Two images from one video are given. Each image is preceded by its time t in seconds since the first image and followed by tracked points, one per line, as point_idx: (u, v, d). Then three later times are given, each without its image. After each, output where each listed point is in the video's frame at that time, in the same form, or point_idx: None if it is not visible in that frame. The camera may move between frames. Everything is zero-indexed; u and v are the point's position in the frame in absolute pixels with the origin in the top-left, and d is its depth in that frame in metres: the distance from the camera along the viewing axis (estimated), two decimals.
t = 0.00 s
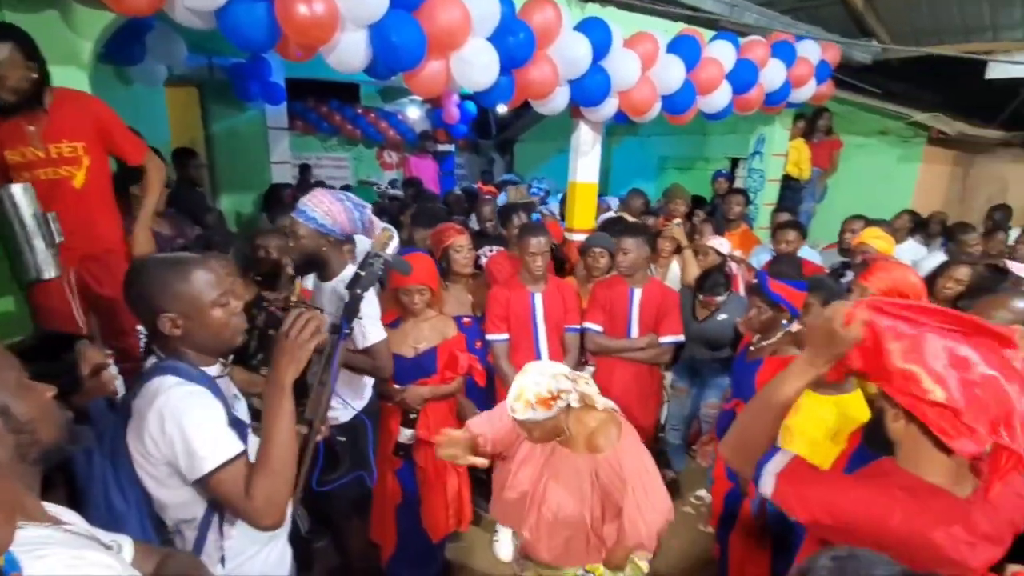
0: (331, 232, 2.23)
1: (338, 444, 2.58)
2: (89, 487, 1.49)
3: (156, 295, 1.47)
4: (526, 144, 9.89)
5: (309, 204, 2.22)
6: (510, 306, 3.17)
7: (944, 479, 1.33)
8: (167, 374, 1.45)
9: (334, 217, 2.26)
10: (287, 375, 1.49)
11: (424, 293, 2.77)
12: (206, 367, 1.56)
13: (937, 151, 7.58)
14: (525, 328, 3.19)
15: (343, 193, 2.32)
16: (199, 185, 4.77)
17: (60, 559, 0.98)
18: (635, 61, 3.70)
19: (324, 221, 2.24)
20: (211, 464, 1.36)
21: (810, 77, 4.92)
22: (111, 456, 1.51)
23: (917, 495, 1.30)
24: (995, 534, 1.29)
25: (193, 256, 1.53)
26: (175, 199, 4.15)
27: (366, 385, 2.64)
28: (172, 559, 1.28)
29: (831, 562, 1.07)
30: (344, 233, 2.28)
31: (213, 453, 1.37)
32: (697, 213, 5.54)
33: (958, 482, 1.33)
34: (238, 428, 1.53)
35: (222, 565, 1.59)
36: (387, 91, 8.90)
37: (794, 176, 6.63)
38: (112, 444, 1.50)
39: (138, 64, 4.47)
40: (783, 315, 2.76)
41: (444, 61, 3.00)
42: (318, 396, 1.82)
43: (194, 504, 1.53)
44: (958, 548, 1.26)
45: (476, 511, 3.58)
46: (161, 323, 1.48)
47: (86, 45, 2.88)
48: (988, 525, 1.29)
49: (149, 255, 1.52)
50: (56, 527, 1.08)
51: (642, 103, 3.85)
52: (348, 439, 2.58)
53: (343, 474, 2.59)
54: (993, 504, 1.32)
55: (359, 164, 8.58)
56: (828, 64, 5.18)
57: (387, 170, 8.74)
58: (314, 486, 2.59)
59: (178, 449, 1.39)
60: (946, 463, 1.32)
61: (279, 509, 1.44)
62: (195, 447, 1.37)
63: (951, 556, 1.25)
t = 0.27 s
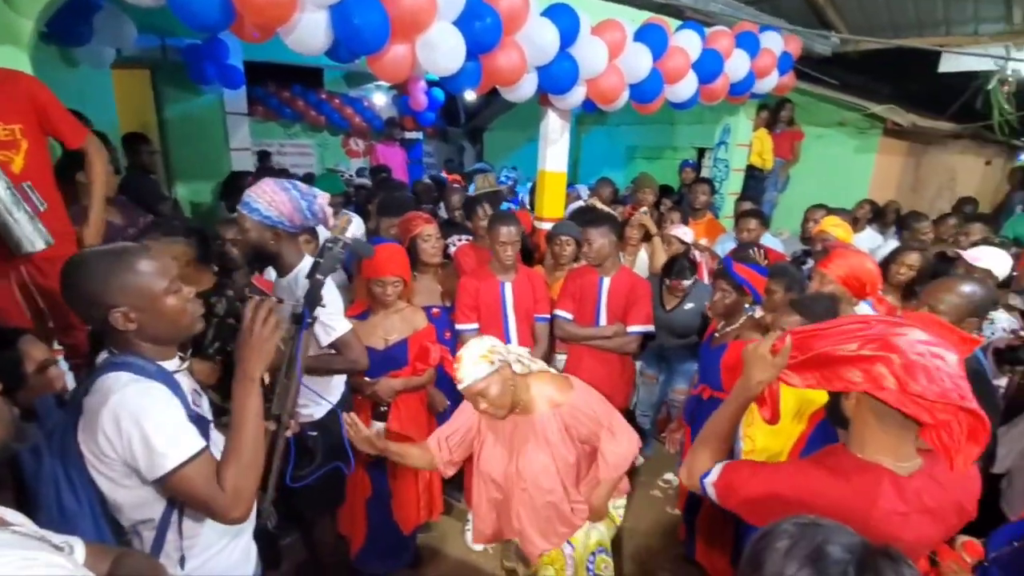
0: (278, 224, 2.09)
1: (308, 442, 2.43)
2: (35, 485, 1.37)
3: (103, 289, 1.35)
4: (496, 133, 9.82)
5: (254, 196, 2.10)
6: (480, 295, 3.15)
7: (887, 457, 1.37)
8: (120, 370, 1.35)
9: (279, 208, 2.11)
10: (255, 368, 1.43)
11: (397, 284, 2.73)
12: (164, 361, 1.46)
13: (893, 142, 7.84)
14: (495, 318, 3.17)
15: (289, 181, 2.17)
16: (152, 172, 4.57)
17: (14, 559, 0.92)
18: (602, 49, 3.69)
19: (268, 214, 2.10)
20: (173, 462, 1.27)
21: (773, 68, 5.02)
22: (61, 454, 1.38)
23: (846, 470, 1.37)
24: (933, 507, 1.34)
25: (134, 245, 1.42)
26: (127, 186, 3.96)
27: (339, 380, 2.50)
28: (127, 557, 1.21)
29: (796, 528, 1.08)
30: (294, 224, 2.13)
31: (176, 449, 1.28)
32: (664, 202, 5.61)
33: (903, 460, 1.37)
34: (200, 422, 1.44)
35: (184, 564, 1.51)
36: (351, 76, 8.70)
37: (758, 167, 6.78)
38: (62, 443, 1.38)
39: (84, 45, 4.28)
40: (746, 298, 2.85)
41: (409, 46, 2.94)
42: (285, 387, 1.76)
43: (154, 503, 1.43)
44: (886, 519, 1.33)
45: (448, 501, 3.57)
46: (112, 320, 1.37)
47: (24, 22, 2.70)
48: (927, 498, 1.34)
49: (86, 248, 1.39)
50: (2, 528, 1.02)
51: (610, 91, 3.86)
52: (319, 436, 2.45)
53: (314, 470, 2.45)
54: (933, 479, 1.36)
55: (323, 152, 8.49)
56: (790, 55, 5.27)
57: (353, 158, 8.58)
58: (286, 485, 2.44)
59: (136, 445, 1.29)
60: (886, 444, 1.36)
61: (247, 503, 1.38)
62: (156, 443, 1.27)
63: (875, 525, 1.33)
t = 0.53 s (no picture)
0: (237, 216, 2.02)
1: (279, 444, 2.35)
2: (1, 486, 1.34)
3: (58, 283, 1.29)
4: (472, 123, 9.73)
5: (212, 187, 2.02)
6: (457, 286, 3.12)
7: (840, 436, 1.41)
8: (83, 366, 1.28)
9: (238, 198, 2.02)
10: (226, 354, 1.41)
11: (374, 276, 2.69)
12: (129, 356, 1.40)
13: (860, 135, 7.97)
14: (472, 309, 3.15)
15: (250, 171, 2.07)
16: (114, 161, 4.41)
17: None
18: (577, 39, 3.67)
19: (227, 205, 2.02)
20: (147, 455, 1.22)
21: (746, 61, 5.07)
22: (22, 451, 1.32)
23: (798, 447, 1.42)
24: (885, 486, 1.37)
25: (85, 236, 1.36)
26: (86, 176, 3.80)
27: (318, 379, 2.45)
28: (89, 558, 1.14)
29: (756, 543, 1.14)
30: (253, 216, 2.05)
31: (150, 442, 1.23)
32: (640, 193, 5.66)
33: (854, 439, 1.41)
34: (171, 416, 1.39)
35: (157, 563, 1.46)
36: (322, 64, 8.53)
37: (731, 158, 6.87)
38: (22, 440, 1.31)
39: (37, 30, 4.09)
40: (723, 287, 2.90)
41: (382, 32, 2.91)
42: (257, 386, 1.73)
43: (124, 503, 1.36)
44: (835, 494, 1.37)
45: (426, 494, 3.57)
46: (70, 314, 1.31)
47: None
48: (879, 477, 1.37)
49: (34, 245, 1.32)
50: None
51: (585, 81, 3.86)
52: (290, 438, 2.37)
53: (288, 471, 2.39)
54: (887, 460, 1.39)
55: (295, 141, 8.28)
56: (762, 48, 5.34)
57: (326, 148, 8.44)
58: (258, 490, 2.37)
59: (105, 442, 1.23)
60: (839, 422, 1.41)
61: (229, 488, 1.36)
62: (127, 437, 1.22)
63: (827, 500, 1.36)
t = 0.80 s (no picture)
0: (218, 209, 1.96)
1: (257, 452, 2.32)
2: None
3: (30, 279, 1.25)
4: (456, 117, 9.67)
5: (190, 179, 1.95)
6: (441, 283, 3.10)
7: (818, 421, 1.43)
8: (61, 365, 1.25)
9: (218, 191, 1.95)
10: (209, 351, 1.40)
11: (360, 273, 2.66)
12: (106, 354, 1.38)
13: (838, 130, 7.97)
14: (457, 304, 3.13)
15: (227, 163, 2.00)
16: (88, 156, 4.30)
17: None
18: (561, 33, 3.67)
19: (206, 198, 1.94)
20: (130, 455, 1.19)
21: (727, 56, 5.11)
22: None
23: (779, 434, 1.44)
24: (864, 467, 1.38)
25: (57, 232, 1.32)
26: (59, 172, 3.70)
27: (297, 373, 2.40)
28: (70, 560, 1.12)
29: (759, 528, 1.07)
30: (234, 209, 2.01)
31: (135, 438, 1.20)
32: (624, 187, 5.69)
33: (834, 425, 1.42)
34: (154, 415, 1.37)
35: (142, 564, 1.43)
36: (303, 57, 8.42)
37: (713, 153, 6.93)
38: None
39: (4, 21, 3.95)
40: (708, 279, 2.92)
41: (363, 25, 2.88)
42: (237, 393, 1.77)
43: (106, 504, 1.34)
44: (820, 480, 1.37)
45: (413, 489, 3.57)
46: (43, 312, 1.27)
47: None
48: (858, 458, 1.38)
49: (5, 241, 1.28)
50: None
51: (569, 76, 3.86)
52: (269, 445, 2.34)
53: (271, 475, 2.34)
54: (865, 442, 1.41)
55: (276, 136, 8.27)
56: (743, 43, 5.38)
57: (308, 143, 8.41)
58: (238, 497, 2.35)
59: (87, 441, 1.20)
60: (817, 407, 1.43)
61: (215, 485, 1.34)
62: (111, 434, 1.19)
63: (814, 487, 1.36)
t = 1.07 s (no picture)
0: (217, 205, 1.96)
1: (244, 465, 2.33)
2: None
3: (17, 279, 1.22)
4: (446, 116, 9.65)
5: (188, 174, 1.93)
6: (433, 282, 3.08)
7: (821, 423, 1.44)
8: (50, 367, 1.23)
9: (221, 188, 1.97)
10: (197, 359, 1.39)
11: (350, 273, 2.65)
12: (94, 355, 1.36)
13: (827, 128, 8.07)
14: (448, 302, 3.13)
15: (226, 161, 2.03)
16: (74, 156, 4.25)
17: None
18: (550, 32, 3.67)
19: (209, 194, 1.94)
20: (120, 458, 1.18)
21: (716, 55, 5.14)
22: None
23: (783, 435, 1.44)
24: (868, 470, 1.38)
25: (45, 231, 1.30)
26: (44, 172, 3.66)
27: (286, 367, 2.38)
28: (58, 563, 1.10)
29: (776, 531, 1.00)
30: (232, 205, 2.02)
31: (125, 442, 1.20)
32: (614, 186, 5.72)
33: (836, 427, 1.44)
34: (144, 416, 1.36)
35: (132, 566, 1.42)
36: (291, 55, 8.36)
37: (703, 152, 6.98)
38: None
39: None
40: (700, 277, 2.99)
41: (352, 24, 2.87)
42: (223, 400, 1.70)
43: (95, 506, 1.32)
44: (826, 484, 1.36)
45: (406, 489, 3.57)
46: (32, 312, 1.24)
47: None
48: (861, 460, 1.39)
49: None
50: None
51: (559, 75, 3.87)
52: (257, 459, 2.35)
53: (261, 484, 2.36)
54: (868, 447, 1.41)
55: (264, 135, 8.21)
56: (731, 42, 5.41)
57: (297, 142, 8.38)
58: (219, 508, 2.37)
59: (78, 443, 1.19)
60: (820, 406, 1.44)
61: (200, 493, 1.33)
62: (102, 437, 1.18)
63: (820, 491, 1.36)
